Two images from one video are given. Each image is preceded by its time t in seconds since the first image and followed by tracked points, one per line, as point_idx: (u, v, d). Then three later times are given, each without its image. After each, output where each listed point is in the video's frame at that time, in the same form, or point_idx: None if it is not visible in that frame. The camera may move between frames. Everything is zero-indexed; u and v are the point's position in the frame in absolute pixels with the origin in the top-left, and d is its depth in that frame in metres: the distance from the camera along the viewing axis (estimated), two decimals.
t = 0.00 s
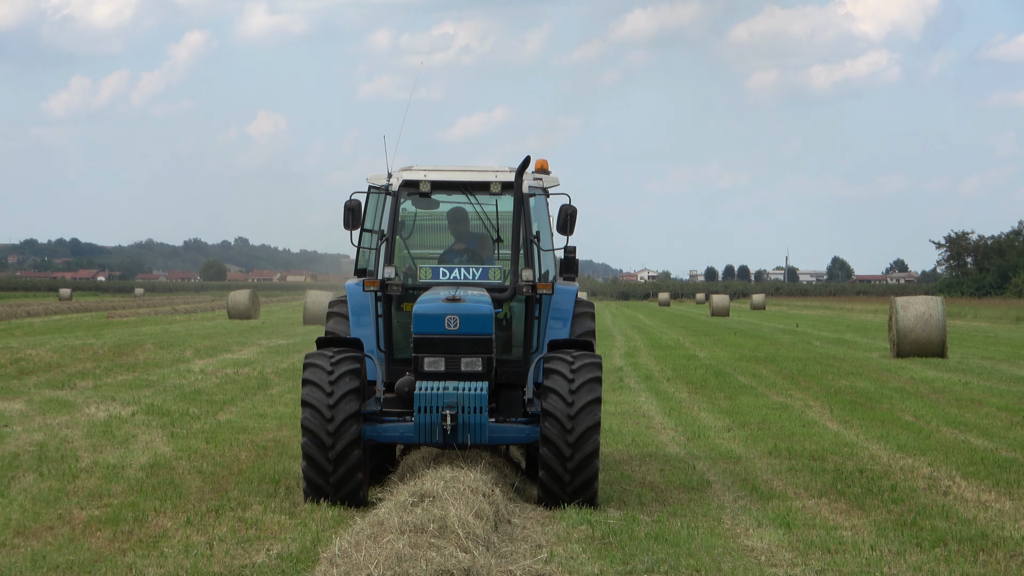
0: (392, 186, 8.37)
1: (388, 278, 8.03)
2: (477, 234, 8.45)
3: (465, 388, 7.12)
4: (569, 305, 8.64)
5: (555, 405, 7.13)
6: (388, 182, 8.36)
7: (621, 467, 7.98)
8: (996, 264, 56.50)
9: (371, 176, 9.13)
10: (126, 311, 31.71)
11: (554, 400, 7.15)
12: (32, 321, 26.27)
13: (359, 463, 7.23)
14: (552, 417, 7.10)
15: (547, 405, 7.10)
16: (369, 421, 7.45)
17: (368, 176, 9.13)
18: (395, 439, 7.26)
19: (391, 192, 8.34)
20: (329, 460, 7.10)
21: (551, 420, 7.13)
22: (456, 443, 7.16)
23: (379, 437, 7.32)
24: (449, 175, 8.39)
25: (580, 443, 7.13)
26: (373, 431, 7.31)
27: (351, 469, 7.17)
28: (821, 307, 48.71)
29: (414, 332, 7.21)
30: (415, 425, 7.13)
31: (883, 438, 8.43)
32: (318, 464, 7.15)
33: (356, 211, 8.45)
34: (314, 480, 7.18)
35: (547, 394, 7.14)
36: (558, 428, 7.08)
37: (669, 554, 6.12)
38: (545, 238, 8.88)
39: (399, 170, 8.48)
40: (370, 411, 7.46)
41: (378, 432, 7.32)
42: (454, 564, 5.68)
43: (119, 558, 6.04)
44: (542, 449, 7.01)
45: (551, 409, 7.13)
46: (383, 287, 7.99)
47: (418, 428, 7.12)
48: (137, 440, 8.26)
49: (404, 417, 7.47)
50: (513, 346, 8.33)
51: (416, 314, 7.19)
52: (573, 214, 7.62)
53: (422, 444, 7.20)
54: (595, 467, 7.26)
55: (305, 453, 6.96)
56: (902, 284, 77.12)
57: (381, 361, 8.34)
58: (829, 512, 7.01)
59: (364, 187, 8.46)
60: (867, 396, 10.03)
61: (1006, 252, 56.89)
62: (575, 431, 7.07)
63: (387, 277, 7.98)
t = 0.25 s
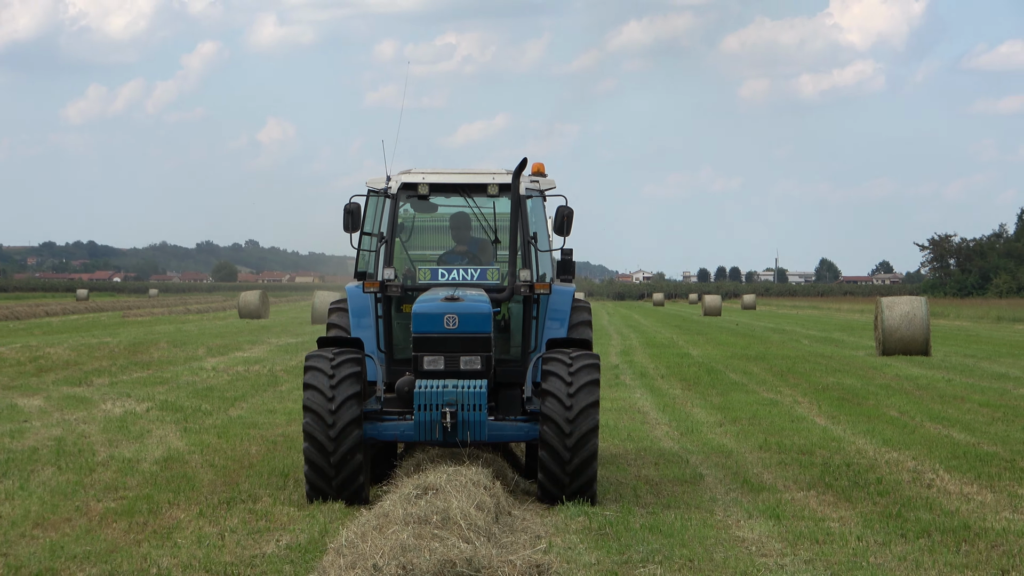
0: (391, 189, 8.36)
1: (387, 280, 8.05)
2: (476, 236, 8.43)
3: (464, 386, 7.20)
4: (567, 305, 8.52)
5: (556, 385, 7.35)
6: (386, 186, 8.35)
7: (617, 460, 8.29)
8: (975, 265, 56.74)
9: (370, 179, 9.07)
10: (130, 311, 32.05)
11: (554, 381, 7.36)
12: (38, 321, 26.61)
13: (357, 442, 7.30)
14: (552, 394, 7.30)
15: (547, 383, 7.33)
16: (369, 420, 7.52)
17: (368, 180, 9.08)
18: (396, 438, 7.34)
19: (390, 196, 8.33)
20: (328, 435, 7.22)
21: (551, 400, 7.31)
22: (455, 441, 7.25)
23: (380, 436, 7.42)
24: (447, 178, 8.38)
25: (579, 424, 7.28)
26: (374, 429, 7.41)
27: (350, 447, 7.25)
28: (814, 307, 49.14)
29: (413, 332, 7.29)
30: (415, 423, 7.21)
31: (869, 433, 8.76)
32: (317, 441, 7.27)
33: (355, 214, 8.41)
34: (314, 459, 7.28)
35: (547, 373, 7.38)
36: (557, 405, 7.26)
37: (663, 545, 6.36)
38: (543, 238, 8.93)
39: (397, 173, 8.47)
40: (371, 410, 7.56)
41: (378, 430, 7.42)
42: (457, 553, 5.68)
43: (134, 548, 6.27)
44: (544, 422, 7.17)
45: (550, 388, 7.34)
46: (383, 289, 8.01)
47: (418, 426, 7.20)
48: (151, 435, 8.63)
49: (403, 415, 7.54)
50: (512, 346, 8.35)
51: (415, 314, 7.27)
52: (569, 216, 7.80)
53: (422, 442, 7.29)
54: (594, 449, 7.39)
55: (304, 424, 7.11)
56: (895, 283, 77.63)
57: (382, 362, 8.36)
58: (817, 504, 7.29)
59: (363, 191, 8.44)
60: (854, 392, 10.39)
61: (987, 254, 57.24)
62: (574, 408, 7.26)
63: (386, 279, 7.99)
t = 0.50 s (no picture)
0: (389, 191, 8.12)
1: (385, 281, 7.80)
2: (475, 238, 8.13)
3: (464, 386, 7.04)
4: (564, 305, 8.34)
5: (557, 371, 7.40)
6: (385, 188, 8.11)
7: (614, 454, 8.59)
8: (959, 267, 57.10)
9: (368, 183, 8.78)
10: (135, 311, 32.39)
11: (554, 368, 7.42)
12: (46, 320, 26.97)
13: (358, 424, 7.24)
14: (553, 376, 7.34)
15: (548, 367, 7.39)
16: (370, 419, 7.44)
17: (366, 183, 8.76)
18: (396, 437, 7.24)
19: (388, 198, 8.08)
20: (330, 416, 7.18)
21: (551, 384, 7.34)
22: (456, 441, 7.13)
23: (380, 435, 7.32)
24: (445, 180, 8.11)
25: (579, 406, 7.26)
26: (375, 429, 7.32)
27: (351, 428, 7.18)
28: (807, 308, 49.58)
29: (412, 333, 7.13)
30: (415, 423, 7.07)
31: (856, 428, 9.10)
32: (318, 423, 7.21)
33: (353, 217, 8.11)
34: (315, 443, 7.22)
35: (548, 359, 7.46)
36: (557, 387, 7.29)
37: (658, 536, 6.56)
38: (541, 238, 8.61)
39: (395, 175, 8.20)
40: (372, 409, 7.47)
41: (379, 429, 7.32)
42: (458, 544, 5.65)
43: (148, 539, 6.41)
44: (545, 408, 7.17)
45: (551, 372, 7.40)
46: (382, 290, 7.78)
47: (418, 427, 7.06)
48: (165, 430, 9.03)
49: (404, 415, 7.43)
50: (511, 345, 8.14)
51: (414, 314, 7.11)
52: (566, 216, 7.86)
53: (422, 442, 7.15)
54: (595, 434, 7.33)
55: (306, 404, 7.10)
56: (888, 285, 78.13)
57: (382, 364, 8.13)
58: (806, 497, 7.53)
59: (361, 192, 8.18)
60: (842, 389, 10.72)
61: (970, 255, 57.60)
62: (574, 389, 7.28)
63: (384, 280, 7.74)
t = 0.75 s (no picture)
0: (388, 190, 8.14)
1: (384, 280, 7.78)
2: (474, 238, 8.18)
3: (462, 386, 6.93)
4: (565, 306, 8.31)
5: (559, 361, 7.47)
6: (384, 186, 8.14)
7: (613, 453, 8.66)
8: (955, 268, 57.19)
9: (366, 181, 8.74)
10: (136, 312, 32.47)
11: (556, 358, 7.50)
12: (50, 320, 27.05)
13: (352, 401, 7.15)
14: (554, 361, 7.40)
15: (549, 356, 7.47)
16: (367, 420, 7.33)
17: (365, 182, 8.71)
18: (392, 439, 7.12)
19: (387, 197, 8.10)
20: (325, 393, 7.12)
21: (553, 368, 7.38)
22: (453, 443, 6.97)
23: (376, 436, 7.19)
24: (445, 178, 8.15)
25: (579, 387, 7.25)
26: (371, 430, 7.20)
27: (344, 396, 7.10)
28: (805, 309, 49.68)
29: (409, 332, 7.06)
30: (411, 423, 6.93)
31: (854, 427, 9.18)
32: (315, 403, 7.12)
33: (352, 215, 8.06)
34: (309, 416, 7.10)
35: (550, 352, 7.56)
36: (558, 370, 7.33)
37: (657, 534, 6.63)
38: (542, 238, 8.61)
39: (394, 174, 8.24)
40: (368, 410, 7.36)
41: (375, 430, 7.18)
42: (459, 543, 5.69)
43: (152, 537, 6.46)
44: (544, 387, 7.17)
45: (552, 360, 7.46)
46: (379, 289, 7.75)
47: (414, 427, 6.91)
48: (168, 429, 9.11)
49: (401, 416, 7.30)
50: (511, 347, 8.12)
51: (411, 313, 7.05)
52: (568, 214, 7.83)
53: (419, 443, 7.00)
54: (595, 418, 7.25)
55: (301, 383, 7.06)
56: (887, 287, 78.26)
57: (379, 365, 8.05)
58: (803, 495, 7.60)
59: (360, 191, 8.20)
60: (839, 388, 10.80)
61: (965, 257, 57.72)
62: (575, 374, 7.28)
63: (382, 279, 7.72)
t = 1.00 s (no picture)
0: (388, 186, 8.09)
1: (382, 279, 7.74)
2: (475, 236, 8.08)
3: (460, 390, 6.81)
4: (568, 309, 8.32)
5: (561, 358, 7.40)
6: (384, 183, 8.08)
7: (613, 453, 8.67)
8: (955, 268, 57.19)
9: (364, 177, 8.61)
10: (137, 311, 32.48)
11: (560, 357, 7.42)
12: (51, 320, 27.05)
13: (344, 382, 7.05)
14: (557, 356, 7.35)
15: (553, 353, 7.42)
16: (361, 425, 7.21)
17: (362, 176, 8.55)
18: (388, 444, 6.97)
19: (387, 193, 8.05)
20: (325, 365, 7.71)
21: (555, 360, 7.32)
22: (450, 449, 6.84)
23: (372, 441, 7.05)
24: (446, 175, 8.07)
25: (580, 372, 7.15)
26: (366, 435, 7.08)
27: (338, 379, 7.03)
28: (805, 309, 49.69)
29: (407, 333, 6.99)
30: (407, 428, 6.82)
31: (854, 427, 9.18)
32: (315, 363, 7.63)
33: (349, 212, 8.01)
34: (302, 397, 6.99)
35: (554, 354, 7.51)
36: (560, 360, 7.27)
37: (657, 534, 6.63)
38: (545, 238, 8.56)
39: (394, 170, 8.17)
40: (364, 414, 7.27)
41: (370, 435, 7.05)
42: (459, 543, 5.69)
43: (152, 537, 6.46)
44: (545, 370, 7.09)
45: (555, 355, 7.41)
46: (377, 288, 7.71)
47: (410, 432, 6.80)
48: (169, 429, 9.11)
49: (397, 421, 7.22)
50: (511, 349, 8.06)
51: (408, 314, 6.99)
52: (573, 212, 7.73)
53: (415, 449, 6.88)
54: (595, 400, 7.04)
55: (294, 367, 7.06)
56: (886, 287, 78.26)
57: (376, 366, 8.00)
58: (803, 495, 7.60)
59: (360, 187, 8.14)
60: (839, 388, 10.80)
61: (966, 256, 57.78)
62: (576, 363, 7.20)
63: (381, 278, 7.70)
